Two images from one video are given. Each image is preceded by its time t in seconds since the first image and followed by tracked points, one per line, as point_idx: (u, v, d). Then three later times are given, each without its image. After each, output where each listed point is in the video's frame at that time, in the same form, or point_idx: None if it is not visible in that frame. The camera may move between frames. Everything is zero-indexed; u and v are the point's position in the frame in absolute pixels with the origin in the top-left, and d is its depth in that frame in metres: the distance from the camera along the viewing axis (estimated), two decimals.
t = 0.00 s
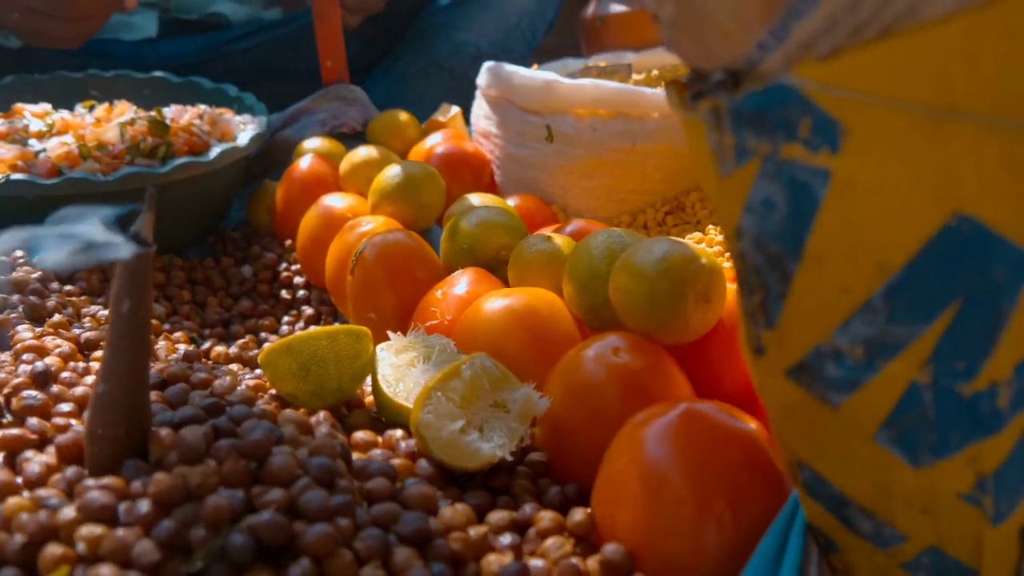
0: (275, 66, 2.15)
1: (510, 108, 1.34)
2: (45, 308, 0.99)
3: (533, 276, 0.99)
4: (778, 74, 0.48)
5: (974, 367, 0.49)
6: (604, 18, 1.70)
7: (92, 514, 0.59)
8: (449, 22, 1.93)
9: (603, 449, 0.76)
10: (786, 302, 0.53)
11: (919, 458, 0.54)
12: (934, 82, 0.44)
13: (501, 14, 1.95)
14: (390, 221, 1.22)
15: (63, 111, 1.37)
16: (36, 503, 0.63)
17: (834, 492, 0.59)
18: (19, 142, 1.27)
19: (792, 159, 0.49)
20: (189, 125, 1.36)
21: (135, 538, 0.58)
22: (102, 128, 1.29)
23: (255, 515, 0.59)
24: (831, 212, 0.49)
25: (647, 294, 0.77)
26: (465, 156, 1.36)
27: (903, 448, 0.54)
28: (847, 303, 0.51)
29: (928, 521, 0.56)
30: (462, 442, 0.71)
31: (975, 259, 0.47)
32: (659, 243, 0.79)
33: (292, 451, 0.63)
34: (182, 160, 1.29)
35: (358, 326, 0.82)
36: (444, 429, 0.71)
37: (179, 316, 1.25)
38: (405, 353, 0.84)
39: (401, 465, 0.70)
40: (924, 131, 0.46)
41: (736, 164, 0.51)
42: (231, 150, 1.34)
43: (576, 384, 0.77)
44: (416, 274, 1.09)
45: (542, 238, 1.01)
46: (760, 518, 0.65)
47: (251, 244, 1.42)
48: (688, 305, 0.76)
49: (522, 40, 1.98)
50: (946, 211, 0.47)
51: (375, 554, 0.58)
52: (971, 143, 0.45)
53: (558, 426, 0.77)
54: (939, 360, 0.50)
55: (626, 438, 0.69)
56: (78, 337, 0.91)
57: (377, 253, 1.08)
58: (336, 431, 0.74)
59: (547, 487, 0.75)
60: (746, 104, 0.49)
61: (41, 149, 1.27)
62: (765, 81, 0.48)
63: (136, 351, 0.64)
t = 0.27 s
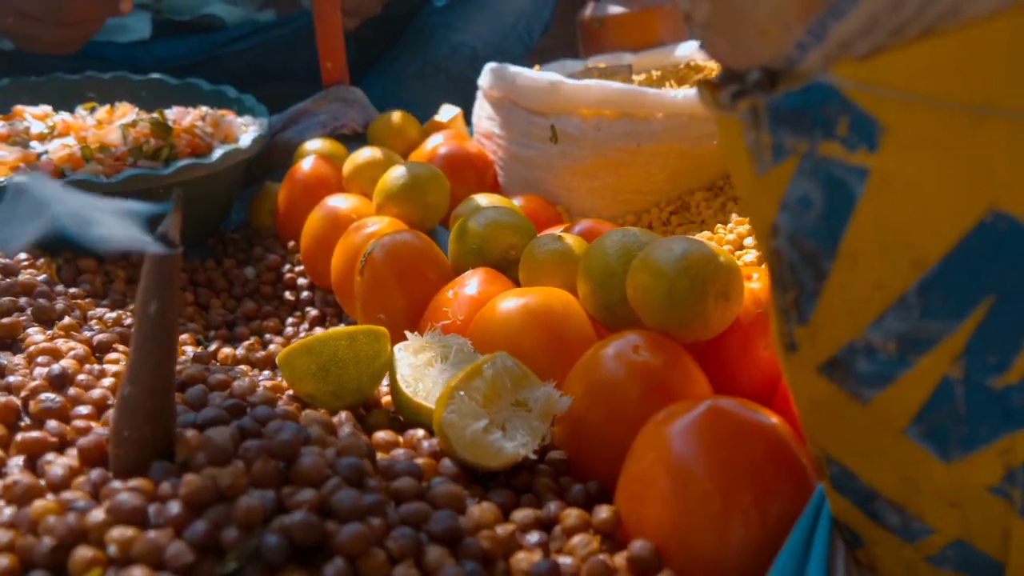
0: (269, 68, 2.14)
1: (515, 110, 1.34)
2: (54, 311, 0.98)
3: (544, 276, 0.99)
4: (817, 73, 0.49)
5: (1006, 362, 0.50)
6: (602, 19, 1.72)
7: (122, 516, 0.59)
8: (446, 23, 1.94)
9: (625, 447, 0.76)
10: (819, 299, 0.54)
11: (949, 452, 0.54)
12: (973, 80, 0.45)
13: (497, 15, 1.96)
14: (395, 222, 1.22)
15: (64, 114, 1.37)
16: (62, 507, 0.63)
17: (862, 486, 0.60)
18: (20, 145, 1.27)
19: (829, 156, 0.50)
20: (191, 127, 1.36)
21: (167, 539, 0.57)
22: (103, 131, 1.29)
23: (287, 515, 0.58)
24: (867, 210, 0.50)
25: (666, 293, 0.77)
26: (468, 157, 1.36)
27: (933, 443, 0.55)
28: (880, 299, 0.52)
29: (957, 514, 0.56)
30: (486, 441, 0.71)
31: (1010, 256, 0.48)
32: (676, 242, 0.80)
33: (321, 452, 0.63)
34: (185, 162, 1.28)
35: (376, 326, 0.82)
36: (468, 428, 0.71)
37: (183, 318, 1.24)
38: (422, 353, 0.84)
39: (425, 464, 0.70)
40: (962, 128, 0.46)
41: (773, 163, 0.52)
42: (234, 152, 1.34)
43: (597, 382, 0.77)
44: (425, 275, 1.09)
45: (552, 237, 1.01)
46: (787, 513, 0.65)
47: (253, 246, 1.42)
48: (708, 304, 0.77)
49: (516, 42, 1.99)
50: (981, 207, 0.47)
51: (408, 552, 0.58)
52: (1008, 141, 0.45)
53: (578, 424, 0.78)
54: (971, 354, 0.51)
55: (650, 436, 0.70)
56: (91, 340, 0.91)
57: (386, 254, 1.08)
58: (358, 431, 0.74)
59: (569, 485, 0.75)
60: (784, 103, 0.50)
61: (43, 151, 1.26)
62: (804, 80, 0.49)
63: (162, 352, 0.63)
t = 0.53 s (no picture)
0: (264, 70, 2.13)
1: (517, 110, 1.35)
2: (62, 313, 0.98)
3: (553, 275, 1.00)
4: (846, 72, 0.49)
5: None
6: (601, 20, 1.73)
7: (148, 517, 0.59)
8: (444, 23, 1.95)
9: (643, 444, 0.76)
10: (846, 295, 0.54)
11: (973, 446, 0.55)
12: (1003, 79, 0.46)
13: (495, 16, 1.96)
14: (400, 222, 1.22)
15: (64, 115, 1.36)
16: (85, 508, 0.63)
17: (884, 481, 0.60)
18: (21, 146, 1.26)
19: (858, 155, 0.50)
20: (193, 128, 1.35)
21: (195, 540, 0.57)
22: (104, 132, 1.29)
23: (314, 515, 0.58)
24: (895, 207, 0.50)
25: (682, 291, 0.78)
26: (471, 158, 1.37)
27: (957, 437, 0.55)
28: (907, 295, 0.52)
29: (979, 507, 0.57)
30: (506, 440, 0.72)
31: None
32: (689, 240, 0.81)
33: (345, 451, 0.63)
34: (187, 163, 1.28)
35: (391, 326, 0.82)
36: (488, 427, 0.72)
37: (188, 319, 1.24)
38: (437, 352, 0.84)
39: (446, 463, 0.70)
40: (991, 126, 0.47)
41: (801, 161, 0.52)
42: (236, 153, 1.34)
43: (613, 380, 0.77)
44: (433, 275, 1.09)
45: (561, 237, 1.02)
46: (809, 508, 0.66)
47: (256, 247, 1.41)
48: (723, 302, 0.77)
49: (513, 43, 1.99)
50: (1009, 205, 0.48)
51: (435, 551, 0.59)
52: None
53: (595, 422, 0.78)
54: (997, 349, 0.51)
55: (669, 433, 0.70)
56: (102, 341, 0.91)
57: (394, 254, 1.08)
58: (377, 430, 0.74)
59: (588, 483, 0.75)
60: (812, 102, 0.50)
61: (44, 153, 1.26)
62: (832, 80, 0.50)
63: (183, 352, 0.63)
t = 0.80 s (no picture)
0: (259, 72, 2.13)
1: (520, 110, 1.35)
2: (71, 315, 0.97)
3: (564, 274, 1.00)
4: (879, 67, 0.49)
5: None
6: (598, 21, 1.74)
7: (179, 517, 0.59)
8: (440, 25, 1.95)
9: (662, 441, 0.77)
10: (875, 289, 0.55)
11: (998, 437, 0.55)
12: None
13: (491, 17, 1.97)
14: (406, 223, 1.22)
15: (64, 117, 1.35)
16: (112, 510, 0.62)
17: (909, 474, 0.61)
18: (22, 148, 1.25)
19: (889, 149, 0.51)
20: (195, 130, 1.34)
21: (227, 540, 0.57)
22: (107, 134, 1.29)
23: (346, 513, 0.58)
24: (926, 202, 0.51)
25: (700, 288, 0.78)
26: (474, 158, 1.37)
27: (983, 429, 0.56)
28: (937, 289, 0.53)
29: (1002, 497, 0.58)
30: (529, 437, 0.72)
31: None
32: (705, 238, 0.81)
33: (373, 450, 0.64)
34: (190, 165, 1.27)
35: (410, 325, 0.82)
36: (511, 424, 0.72)
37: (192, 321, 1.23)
38: (454, 351, 0.84)
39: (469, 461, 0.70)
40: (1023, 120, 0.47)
41: (832, 156, 0.53)
42: (239, 154, 1.33)
43: (631, 378, 0.78)
44: (442, 275, 1.09)
45: (572, 236, 1.02)
46: (832, 501, 0.66)
47: (258, 249, 1.41)
48: (740, 298, 0.78)
49: (510, 44, 2.00)
50: None
51: (467, 548, 0.59)
52: None
53: (614, 420, 0.78)
54: None
55: (692, 428, 0.71)
56: (115, 343, 0.90)
57: (402, 254, 1.08)
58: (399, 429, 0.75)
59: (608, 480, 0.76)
60: (845, 98, 0.51)
61: (46, 155, 1.25)
62: (865, 75, 0.50)
63: (209, 352, 0.63)
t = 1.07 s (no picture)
0: (252, 74, 2.11)
1: (521, 110, 1.35)
2: (82, 317, 0.97)
3: (575, 273, 1.00)
4: (909, 62, 0.50)
5: None
6: (596, 21, 1.76)
7: (210, 517, 0.59)
8: (435, 27, 1.95)
9: (681, 437, 0.77)
10: (904, 281, 0.55)
11: None
12: None
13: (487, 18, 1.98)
14: (411, 223, 1.22)
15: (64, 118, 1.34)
16: (140, 510, 0.62)
17: (933, 466, 0.61)
18: (23, 150, 1.24)
19: (919, 143, 0.51)
20: (197, 131, 1.34)
21: (260, 539, 0.57)
22: (108, 135, 1.27)
23: (378, 510, 0.58)
24: (955, 195, 0.51)
25: (716, 284, 0.79)
26: (476, 158, 1.37)
27: (1009, 420, 0.56)
28: (965, 281, 0.53)
29: None
30: (551, 434, 0.72)
31: None
32: (720, 234, 0.82)
33: (401, 447, 0.64)
34: (193, 166, 1.26)
35: (428, 323, 0.81)
36: (534, 422, 0.72)
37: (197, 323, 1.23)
38: (471, 350, 0.85)
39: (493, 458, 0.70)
40: None
41: (862, 150, 0.53)
42: (242, 156, 1.33)
43: (649, 374, 0.78)
44: (451, 275, 1.09)
45: (582, 235, 1.02)
46: (856, 494, 0.67)
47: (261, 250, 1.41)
48: (756, 294, 0.78)
49: (506, 45, 2.00)
50: None
51: (499, 543, 0.59)
52: None
53: (633, 416, 0.79)
54: None
55: (714, 424, 0.71)
56: (128, 344, 0.90)
57: (411, 254, 1.08)
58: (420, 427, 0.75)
59: (629, 476, 0.76)
60: (875, 92, 0.51)
61: (47, 157, 1.24)
62: (895, 70, 0.50)
63: (233, 351, 0.63)
